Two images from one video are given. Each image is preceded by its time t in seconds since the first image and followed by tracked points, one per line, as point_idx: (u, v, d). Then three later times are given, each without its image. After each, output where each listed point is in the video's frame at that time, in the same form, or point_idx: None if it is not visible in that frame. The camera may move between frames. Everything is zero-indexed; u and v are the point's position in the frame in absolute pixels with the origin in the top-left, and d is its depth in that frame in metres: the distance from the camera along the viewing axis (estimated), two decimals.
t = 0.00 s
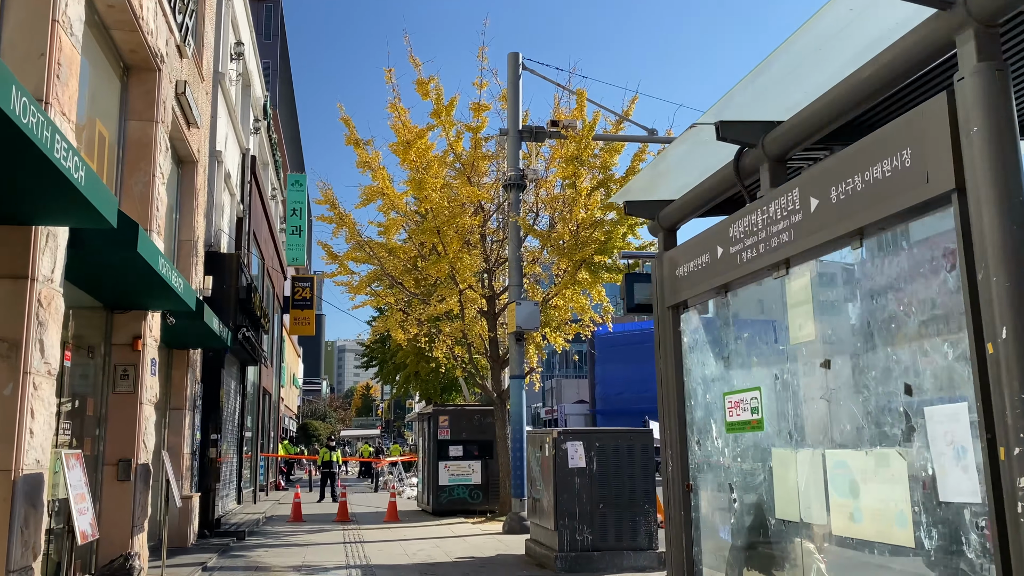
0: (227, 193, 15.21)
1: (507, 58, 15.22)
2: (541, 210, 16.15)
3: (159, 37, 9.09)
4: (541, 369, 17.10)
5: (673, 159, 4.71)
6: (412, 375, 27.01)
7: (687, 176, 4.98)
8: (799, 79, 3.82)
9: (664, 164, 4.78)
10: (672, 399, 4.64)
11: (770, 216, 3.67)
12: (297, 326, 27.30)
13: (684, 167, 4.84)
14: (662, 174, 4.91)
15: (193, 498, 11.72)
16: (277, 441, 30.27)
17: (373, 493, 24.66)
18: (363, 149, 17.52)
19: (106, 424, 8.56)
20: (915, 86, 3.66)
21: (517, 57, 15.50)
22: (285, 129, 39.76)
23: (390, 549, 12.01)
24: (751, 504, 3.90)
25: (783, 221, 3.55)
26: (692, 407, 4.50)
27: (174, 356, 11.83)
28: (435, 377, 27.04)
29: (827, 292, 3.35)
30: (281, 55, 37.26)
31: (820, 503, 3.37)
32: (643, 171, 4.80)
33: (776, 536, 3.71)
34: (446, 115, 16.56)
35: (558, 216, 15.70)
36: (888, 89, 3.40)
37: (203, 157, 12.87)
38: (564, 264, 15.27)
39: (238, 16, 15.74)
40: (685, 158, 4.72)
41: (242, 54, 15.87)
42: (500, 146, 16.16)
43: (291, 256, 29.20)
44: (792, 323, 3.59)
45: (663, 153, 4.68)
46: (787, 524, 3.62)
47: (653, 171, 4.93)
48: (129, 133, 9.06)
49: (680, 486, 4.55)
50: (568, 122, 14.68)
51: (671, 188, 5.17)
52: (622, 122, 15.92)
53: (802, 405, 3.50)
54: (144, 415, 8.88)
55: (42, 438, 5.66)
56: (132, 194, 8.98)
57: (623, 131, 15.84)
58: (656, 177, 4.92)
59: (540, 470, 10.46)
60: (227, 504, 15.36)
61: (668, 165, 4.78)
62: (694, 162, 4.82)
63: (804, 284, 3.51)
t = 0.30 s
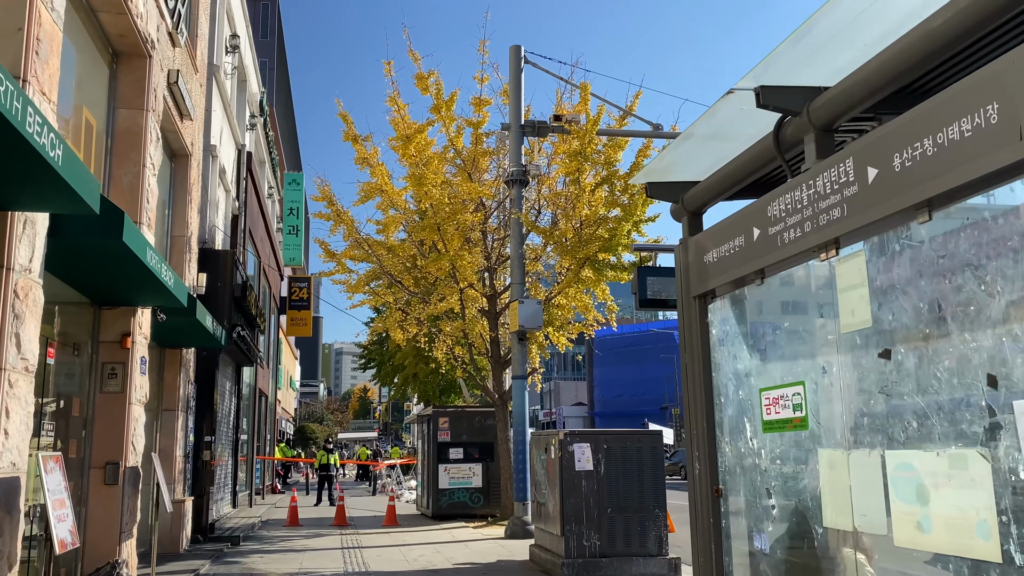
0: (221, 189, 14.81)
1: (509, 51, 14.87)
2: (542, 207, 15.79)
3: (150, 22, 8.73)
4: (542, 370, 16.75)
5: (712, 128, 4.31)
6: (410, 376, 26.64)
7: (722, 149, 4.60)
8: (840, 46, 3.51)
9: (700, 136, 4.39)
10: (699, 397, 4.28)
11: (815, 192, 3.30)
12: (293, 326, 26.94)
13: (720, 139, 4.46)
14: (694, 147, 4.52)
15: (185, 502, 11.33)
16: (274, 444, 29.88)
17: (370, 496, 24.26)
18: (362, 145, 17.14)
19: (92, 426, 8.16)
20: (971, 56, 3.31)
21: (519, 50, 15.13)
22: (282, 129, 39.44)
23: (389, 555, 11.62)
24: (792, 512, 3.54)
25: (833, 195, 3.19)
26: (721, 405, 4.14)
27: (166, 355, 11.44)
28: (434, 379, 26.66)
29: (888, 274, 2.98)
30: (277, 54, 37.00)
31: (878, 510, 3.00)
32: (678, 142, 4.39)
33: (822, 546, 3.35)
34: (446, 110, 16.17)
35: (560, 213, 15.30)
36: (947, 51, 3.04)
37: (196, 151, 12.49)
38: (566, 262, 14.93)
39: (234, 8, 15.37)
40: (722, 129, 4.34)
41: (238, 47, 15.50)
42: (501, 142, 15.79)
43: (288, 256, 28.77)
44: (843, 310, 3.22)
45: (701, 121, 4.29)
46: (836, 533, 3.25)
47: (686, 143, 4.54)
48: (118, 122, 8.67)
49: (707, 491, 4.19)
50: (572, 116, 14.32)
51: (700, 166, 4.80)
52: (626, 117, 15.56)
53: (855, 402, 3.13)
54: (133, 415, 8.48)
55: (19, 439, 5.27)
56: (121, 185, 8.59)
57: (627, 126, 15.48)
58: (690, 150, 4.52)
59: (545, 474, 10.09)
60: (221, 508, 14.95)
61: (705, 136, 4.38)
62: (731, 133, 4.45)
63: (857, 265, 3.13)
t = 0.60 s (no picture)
0: (218, 184, 14.42)
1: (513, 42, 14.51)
2: (547, 204, 15.44)
3: (144, 4, 8.36)
4: (546, 370, 16.39)
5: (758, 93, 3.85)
6: (410, 377, 26.26)
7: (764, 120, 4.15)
8: (893, 11, 3.20)
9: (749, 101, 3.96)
10: (739, 392, 3.92)
11: (885, 158, 2.93)
12: (291, 326, 26.55)
13: (768, 107, 4.02)
14: (740, 115, 4.06)
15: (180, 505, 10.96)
16: (271, 446, 29.50)
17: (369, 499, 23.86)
18: (362, 140, 16.76)
19: (81, 426, 7.76)
20: None
21: (523, 42, 14.77)
22: (279, 127, 39.00)
23: (391, 560, 11.25)
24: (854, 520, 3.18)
25: (906, 160, 2.83)
26: (765, 401, 3.78)
27: (161, 354, 11.07)
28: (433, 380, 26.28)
29: (977, 247, 2.61)
30: (275, 51, 36.60)
31: (967, 518, 2.63)
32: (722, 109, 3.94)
33: (892, 557, 2.98)
34: (448, 104, 15.79)
35: (565, 208, 14.90)
36: None
37: (192, 143, 12.10)
38: (572, 258, 14.59)
39: None
40: (774, 94, 3.90)
41: (235, 38, 15.12)
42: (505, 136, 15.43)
43: (286, 255, 28.36)
44: (918, 291, 2.85)
45: (751, 83, 3.85)
46: (912, 544, 2.88)
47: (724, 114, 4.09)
48: (109, 108, 8.29)
49: (749, 495, 3.82)
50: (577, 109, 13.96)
51: (742, 138, 4.36)
52: (633, 110, 15.21)
53: (936, 395, 2.77)
54: (125, 415, 8.10)
55: None
56: (113, 173, 8.20)
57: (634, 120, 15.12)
58: (733, 120, 4.08)
59: (553, 476, 9.72)
60: (217, 511, 14.56)
61: (752, 103, 3.95)
62: (777, 100, 3.99)
63: (937, 238, 2.76)
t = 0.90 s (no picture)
0: (214, 179, 14.05)
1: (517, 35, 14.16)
2: (551, 201, 15.10)
3: None
4: (549, 371, 16.05)
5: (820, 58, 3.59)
6: (409, 378, 25.89)
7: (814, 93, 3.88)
8: None
9: (786, 79, 3.74)
10: (785, 392, 3.58)
11: (973, 126, 2.59)
12: (289, 327, 26.19)
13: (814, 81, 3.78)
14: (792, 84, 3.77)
15: (175, 510, 10.60)
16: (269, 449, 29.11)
17: (368, 503, 23.47)
18: (361, 136, 16.39)
19: (69, 428, 7.37)
20: None
21: (526, 35, 14.42)
22: (277, 126, 38.60)
23: (394, 567, 10.89)
24: (928, 537, 2.83)
25: (998, 127, 2.49)
26: (817, 402, 3.43)
27: (155, 354, 10.71)
28: (434, 381, 25.91)
29: None
30: (273, 49, 36.20)
31: None
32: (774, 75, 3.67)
33: None
34: (450, 98, 15.42)
35: (570, 206, 14.57)
36: None
37: (187, 136, 11.74)
38: (578, 256, 14.25)
39: None
40: (831, 62, 3.65)
41: (231, 31, 14.78)
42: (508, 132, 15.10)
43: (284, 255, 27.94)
44: (1011, 278, 2.50)
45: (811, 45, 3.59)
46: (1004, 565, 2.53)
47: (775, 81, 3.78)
48: (100, 96, 7.90)
49: (798, 505, 3.48)
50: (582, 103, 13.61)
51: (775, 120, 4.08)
52: (640, 104, 14.86)
53: None
54: (116, 417, 7.71)
55: None
56: (104, 164, 7.81)
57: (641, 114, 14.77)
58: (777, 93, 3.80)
59: (562, 480, 9.37)
60: (214, 515, 14.19)
61: (800, 72, 3.69)
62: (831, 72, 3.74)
63: None
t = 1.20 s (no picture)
0: (207, 172, 13.69)
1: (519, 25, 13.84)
2: (553, 195, 14.77)
3: None
4: (550, 369, 15.70)
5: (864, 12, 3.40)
6: (407, 378, 25.52)
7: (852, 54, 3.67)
8: None
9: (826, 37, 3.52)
10: (826, 382, 3.23)
11: None
12: (285, 326, 25.84)
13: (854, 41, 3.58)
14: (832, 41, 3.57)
15: (165, 512, 10.25)
16: (265, 450, 28.72)
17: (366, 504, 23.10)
18: (359, 130, 16.04)
19: (51, 426, 6.99)
20: None
21: (527, 25, 14.10)
22: (274, 123, 38.25)
23: (392, 570, 10.55)
24: (1004, 542, 2.52)
25: None
26: (863, 391, 3.10)
27: (145, 351, 10.37)
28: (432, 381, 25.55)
29: None
30: (269, 45, 35.87)
31: None
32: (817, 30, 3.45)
33: None
34: (449, 91, 15.04)
35: (572, 200, 14.27)
36: None
37: (179, 127, 11.39)
38: (580, 251, 13.89)
39: None
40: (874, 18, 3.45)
41: (225, 21, 14.44)
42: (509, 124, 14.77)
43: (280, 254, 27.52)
44: None
45: None
46: None
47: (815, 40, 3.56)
48: (85, 79, 7.55)
49: (842, 506, 3.14)
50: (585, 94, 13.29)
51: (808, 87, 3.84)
52: (644, 96, 14.54)
53: None
54: (101, 414, 7.36)
55: None
56: (89, 150, 7.44)
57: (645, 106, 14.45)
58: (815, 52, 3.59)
59: (566, 481, 9.04)
60: (207, 518, 13.82)
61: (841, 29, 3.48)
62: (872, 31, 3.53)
63: None
